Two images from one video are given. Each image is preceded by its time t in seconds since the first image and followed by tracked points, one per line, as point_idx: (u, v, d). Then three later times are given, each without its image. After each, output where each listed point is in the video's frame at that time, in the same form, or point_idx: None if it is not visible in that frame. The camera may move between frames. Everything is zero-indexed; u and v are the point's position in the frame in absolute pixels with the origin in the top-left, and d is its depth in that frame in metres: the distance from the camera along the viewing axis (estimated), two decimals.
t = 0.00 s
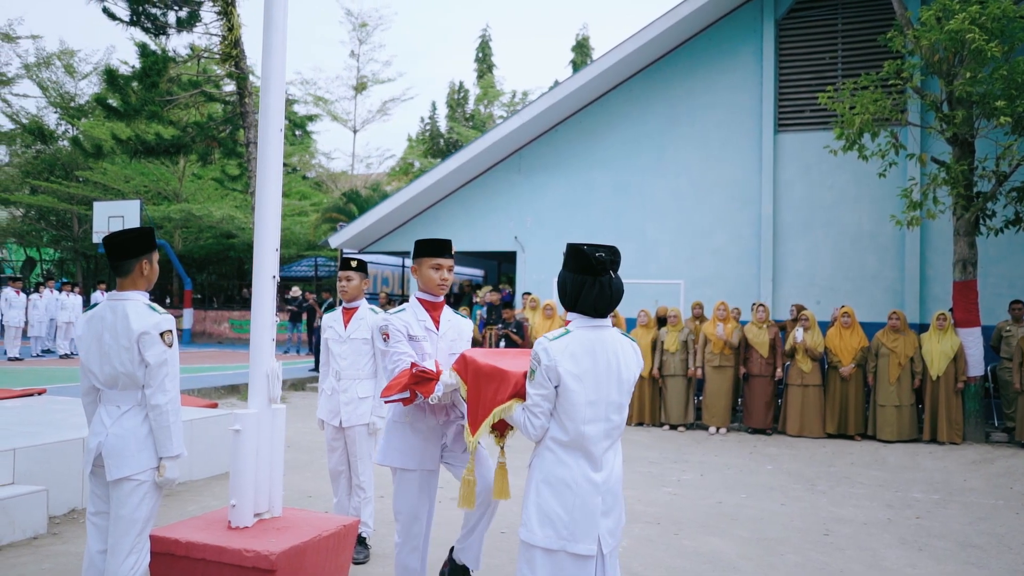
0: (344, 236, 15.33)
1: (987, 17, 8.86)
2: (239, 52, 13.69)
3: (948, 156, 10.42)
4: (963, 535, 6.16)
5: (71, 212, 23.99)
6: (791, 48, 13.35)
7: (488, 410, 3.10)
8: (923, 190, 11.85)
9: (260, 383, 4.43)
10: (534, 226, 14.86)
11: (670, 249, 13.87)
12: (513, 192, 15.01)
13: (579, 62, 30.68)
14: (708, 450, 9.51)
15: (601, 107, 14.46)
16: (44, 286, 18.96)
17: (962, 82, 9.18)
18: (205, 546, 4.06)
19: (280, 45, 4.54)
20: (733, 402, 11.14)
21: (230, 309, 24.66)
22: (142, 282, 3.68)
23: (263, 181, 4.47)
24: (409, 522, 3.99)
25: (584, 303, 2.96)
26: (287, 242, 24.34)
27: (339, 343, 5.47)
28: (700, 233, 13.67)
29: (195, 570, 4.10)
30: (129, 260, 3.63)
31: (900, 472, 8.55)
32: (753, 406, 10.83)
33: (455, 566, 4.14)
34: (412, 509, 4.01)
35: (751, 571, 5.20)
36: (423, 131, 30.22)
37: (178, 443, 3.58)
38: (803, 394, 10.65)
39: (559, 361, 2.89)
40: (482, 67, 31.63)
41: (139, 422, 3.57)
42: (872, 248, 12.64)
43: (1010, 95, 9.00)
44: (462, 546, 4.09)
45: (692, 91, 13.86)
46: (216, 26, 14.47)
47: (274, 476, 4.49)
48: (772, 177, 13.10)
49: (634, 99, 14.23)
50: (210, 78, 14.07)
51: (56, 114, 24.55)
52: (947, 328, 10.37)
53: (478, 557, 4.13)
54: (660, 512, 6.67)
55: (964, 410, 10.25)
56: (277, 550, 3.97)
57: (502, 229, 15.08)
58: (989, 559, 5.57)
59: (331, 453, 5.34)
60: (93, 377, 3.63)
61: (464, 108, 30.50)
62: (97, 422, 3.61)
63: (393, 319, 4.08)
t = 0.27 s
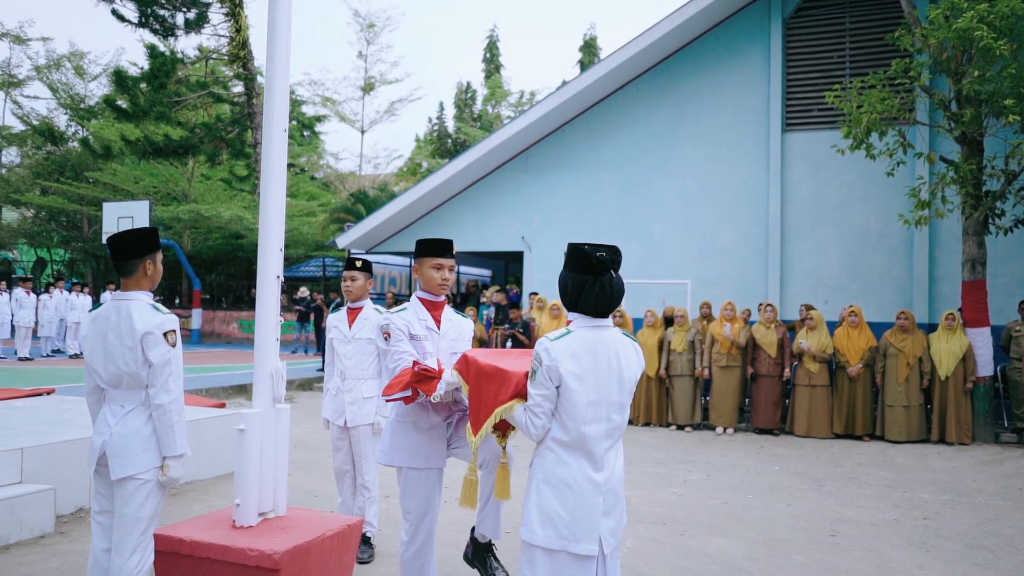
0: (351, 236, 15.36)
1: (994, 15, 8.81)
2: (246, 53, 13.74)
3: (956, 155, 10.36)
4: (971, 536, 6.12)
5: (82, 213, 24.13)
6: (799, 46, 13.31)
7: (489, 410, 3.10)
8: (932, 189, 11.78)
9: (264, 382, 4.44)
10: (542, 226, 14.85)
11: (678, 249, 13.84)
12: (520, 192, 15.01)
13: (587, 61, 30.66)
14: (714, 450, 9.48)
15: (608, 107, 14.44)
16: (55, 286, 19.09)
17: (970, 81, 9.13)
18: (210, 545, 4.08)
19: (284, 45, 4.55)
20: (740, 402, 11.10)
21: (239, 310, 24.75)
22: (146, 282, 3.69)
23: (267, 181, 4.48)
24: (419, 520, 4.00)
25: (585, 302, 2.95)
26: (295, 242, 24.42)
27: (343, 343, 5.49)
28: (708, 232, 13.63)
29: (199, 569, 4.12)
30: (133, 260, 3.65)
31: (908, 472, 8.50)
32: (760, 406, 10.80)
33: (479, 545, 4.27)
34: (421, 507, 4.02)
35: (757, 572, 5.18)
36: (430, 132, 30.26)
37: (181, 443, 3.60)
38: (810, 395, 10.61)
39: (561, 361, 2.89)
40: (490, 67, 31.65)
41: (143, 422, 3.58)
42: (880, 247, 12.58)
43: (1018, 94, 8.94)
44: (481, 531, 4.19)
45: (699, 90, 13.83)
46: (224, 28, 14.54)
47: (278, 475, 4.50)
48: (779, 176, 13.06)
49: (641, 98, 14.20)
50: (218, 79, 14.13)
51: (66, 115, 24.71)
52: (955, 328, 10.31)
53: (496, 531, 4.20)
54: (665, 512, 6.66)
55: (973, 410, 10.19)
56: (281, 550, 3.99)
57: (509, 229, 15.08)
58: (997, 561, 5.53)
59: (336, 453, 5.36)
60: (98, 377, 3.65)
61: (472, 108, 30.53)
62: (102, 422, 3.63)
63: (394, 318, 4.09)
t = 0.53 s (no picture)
0: (357, 236, 15.38)
1: (1000, 12, 8.76)
2: (252, 55, 13.79)
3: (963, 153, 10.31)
4: (976, 536, 6.08)
5: (90, 214, 24.27)
6: (805, 45, 13.26)
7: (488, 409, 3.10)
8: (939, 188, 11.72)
9: (266, 382, 4.45)
10: (547, 226, 14.85)
11: (683, 249, 13.81)
12: (525, 192, 15.01)
13: (593, 61, 30.64)
14: (719, 450, 9.46)
15: (613, 107, 14.43)
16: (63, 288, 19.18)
17: (976, 79, 9.08)
18: (211, 545, 4.09)
19: (285, 46, 4.56)
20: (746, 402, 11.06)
21: (246, 310, 24.83)
22: (146, 282, 3.70)
23: (268, 182, 4.49)
24: (417, 521, 3.99)
25: (583, 302, 2.95)
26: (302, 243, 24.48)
27: (346, 343, 5.49)
28: (713, 232, 13.59)
29: (201, 569, 4.13)
30: (133, 260, 3.66)
31: (915, 473, 8.46)
32: (766, 407, 10.76)
33: None
34: (420, 508, 4.01)
35: (760, 572, 5.17)
36: (437, 132, 30.29)
37: (182, 442, 3.61)
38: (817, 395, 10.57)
39: (558, 361, 2.88)
40: (496, 67, 31.66)
41: (143, 421, 3.60)
42: (887, 247, 12.53)
43: None
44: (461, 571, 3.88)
45: (705, 89, 13.80)
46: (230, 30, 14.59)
47: (279, 474, 4.51)
48: (785, 175, 13.02)
49: (646, 98, 14.18)
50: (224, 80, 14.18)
51: (75, 117, 24.86)
52: (962, 328, 10.25)
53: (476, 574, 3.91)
54: (669, 512, 6.65)
55: (981, 411, 10.13)
56: (282, 549, 3.99)
57: (514, 229, 15.07)
58: (1002, 562, 5.49)
59: (338, 453, 5.36)
60: (99, 377, 3.66)
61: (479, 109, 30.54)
62: (103, 421, 3.64)
63: (397, 319, 4.11)
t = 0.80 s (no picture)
0: (362, 236, 15.39)
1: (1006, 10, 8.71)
2: (257, 55, 13.81)
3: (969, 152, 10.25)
4: (979, 537, 6.05)
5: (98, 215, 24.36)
6: (810, 44, 13.21)
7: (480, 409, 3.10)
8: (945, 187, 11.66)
9: (264, 382, 4.45)
10: (552, 226, 14.83)
11: (688, 249, 13.78)
12: (530, 192, 15.00)
13: (599, 61, 30.58)
14: (723, 450, 9.43)
15: (618, 106, 14.41)
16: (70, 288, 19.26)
17: (981, 77, 9.03)
18: (209, 545, 4.10)
19: (284, 46, 4.56)
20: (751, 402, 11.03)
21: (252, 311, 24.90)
22: (143, 282, 3.71)
23: (267, 183, 4.50)
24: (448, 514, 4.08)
25: (576, 301, 2.94)
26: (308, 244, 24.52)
27: (346, 343, 5.49)
28: (718, 231, 13.55)
29: (200, 568, 4.14)
30: (129, 260, 3.67)
31: (919, 473, 8.42)
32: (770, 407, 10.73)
33: None
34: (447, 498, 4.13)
35: (760, 573, 5.15)
36: (443, 133, 30.29)
37: (179, 442, 3.62)
38: (822, 395, 10.53)
39: (550, 361, 2.88)
40: (502, 68, 31.64)
41: (140, 421, 3.61)
42: (892, 246, 12.47)
43: None
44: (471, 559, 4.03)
45: (709, 88, 13.76)
46: (236, 31, 14.61)
47: (278, 474, 4.51)
48: (790, 175, 12.97)
49: (651, 97, 14.16)
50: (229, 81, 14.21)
51: (82, 119, 24.97)
52: (968, 328, 10.19)
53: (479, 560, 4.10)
54: (671, 513, 6.63)
55: (987, 411, 10.07)
56: (279, 549, 3.99)
57: (519, 229, 15.06)
58: (1005, 563, 5.46)
59: (338, 453, 5.36)
60: (96, 377, 3.67)
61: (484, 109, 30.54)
62: (100, 421, 3.66)
63: (399, 319, 4.11)
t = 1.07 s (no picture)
0: (367, 237, 15.39)
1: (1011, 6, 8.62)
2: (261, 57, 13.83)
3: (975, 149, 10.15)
4: (983, 538, 5.98)
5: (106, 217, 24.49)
6: (815, 41, 13.13)
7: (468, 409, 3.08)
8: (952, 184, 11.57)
9: (258, 383, 4.44)
10: (556, 225, 14.80)
11: (693, 248, 13.72)
12: (535, 192, 14.97)
13: (605, 60, 30.52)
14: (727, 450, 9.38)
15: (623, 105, 14.35)
16: (79, 289, 19.36)
17: (986, 74, 8.94)
18: (202, 547, 4.09)
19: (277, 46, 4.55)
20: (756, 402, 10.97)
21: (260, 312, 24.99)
22: (132, 283, 3.70)
23: (260, 184, 4.48)
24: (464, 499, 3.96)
25: (562, 301, 2.91)
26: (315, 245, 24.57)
27: (342, 344, 5.48)
28: (723, 231, 13.49)
29: (194, 570, 4.13)
30: (118, 262, 3.66)
31: (925, 473, 8.35)
32: (775, 406, 10.67)
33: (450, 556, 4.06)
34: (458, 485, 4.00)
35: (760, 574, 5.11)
36: (449, 133, 30.30)
37: (169, 443, 3.60)
38: (827, 395, 10.47)
39: (536, 360, 2.85)
40: (508, 68, 31.63)
41: (130, 422, 3.60)
42: (899, 245, 12.38)
43: None
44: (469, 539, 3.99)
45: (714, 87, 13.69)
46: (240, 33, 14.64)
47: (273, 475, 4.50)
48: (796, 173, 12.89)
49: (656, 96, 14.10)
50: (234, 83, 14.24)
51: (91, 121, 25.11)
52: (975, 327, 10.10)
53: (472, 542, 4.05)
54: (672, 513, 6.59)
55: (994, 411, 9.99)
56: (272, 551, 3.98)
57: (524, 229, 15.03)
58: (1009, 565, 5.39)
59: (335, 454, 5.34)
60: (86, 378, 3.66)
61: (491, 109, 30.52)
62: (91, 423, 3.65)
63: (389, 316, 4.09)
